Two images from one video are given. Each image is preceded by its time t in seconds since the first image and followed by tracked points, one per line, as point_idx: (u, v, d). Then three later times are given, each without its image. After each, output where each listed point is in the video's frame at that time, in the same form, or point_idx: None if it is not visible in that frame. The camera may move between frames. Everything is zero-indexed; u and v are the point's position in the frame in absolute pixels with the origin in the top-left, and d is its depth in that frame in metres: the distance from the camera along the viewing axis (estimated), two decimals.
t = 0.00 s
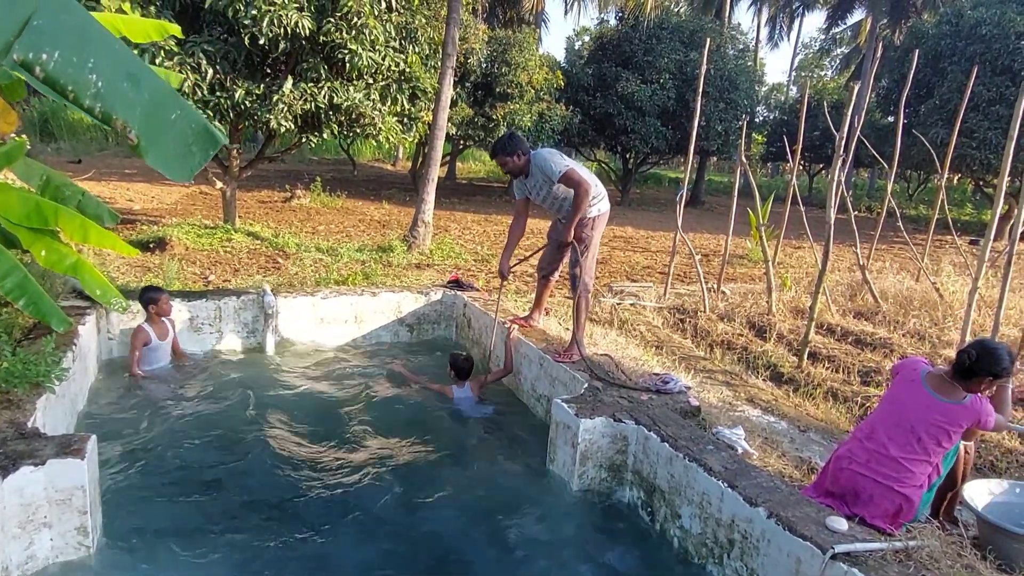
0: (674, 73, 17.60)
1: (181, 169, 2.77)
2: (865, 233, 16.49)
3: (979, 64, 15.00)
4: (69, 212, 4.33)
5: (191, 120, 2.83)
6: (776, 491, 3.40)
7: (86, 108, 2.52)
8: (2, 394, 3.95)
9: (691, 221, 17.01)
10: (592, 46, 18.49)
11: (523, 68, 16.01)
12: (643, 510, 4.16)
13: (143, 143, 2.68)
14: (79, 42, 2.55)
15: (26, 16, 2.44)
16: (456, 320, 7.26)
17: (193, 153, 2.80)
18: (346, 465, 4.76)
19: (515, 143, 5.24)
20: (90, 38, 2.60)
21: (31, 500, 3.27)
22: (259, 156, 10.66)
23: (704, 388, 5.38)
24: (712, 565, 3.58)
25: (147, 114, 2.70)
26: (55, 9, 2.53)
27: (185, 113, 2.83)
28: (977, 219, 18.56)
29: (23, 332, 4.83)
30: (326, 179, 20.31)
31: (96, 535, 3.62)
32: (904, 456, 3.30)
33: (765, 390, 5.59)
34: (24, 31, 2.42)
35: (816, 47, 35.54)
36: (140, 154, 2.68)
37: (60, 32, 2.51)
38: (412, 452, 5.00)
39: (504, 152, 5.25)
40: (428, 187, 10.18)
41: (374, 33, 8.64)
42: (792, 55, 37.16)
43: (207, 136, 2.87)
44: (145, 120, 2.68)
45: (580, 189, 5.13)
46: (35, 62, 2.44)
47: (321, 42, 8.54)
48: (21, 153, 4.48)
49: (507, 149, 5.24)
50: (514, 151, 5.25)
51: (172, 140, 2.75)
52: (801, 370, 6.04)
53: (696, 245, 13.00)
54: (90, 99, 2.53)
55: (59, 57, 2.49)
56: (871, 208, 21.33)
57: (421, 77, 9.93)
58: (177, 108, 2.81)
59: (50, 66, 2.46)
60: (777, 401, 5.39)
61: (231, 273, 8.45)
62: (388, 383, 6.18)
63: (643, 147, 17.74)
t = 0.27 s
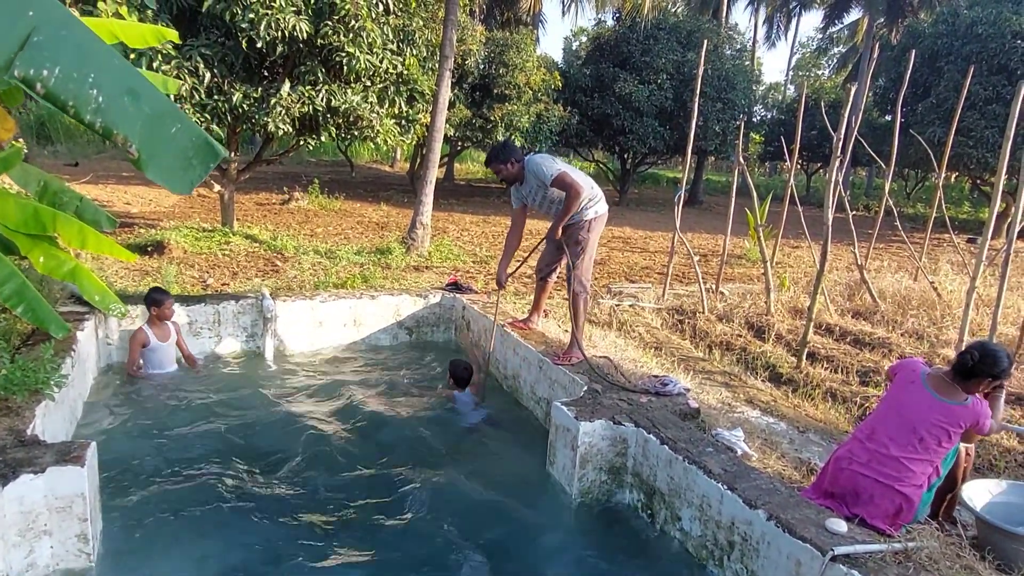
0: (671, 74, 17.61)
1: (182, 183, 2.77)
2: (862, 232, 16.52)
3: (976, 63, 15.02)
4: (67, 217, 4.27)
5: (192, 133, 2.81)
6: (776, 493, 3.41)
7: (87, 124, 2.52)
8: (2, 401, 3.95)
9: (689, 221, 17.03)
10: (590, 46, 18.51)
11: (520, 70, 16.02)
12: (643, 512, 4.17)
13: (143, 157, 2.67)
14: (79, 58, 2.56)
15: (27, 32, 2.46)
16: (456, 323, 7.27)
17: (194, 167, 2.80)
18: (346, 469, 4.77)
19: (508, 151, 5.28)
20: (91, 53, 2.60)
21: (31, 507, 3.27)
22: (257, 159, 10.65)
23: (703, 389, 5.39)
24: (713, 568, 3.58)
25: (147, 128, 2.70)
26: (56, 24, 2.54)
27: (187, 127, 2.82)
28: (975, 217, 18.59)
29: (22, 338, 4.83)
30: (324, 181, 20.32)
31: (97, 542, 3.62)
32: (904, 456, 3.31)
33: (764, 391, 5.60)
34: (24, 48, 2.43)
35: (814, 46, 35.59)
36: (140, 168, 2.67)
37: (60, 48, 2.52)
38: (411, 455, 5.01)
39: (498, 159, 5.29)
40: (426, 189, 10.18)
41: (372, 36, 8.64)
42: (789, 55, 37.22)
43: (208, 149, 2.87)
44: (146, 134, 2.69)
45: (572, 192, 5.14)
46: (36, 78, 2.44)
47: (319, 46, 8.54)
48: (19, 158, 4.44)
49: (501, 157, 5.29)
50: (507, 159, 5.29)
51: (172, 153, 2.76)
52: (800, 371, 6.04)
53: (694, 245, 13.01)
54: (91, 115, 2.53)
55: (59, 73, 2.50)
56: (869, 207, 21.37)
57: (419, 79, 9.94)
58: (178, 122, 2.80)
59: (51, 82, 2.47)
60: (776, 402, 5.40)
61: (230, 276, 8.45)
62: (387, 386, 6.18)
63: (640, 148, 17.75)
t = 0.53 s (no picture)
0: (669, 73, 17.62)
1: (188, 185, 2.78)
2: (861, 230, 16.54)
3: (973, 62, 15.05)
4: (67, 219, 4.27)
5: (197, 135, 2.83)
6: (777, 492, 3.43)
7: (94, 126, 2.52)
8: (3, 403, 3.95)
9: (688, 220, 17.04)
10: (587, 46, 18.52)
11: (518, 70, 16.02)
12: (644, 512, 4.18)
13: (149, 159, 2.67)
14: (84, 61, 2.55)
15: (33, 35, 2.45)
16: (455, 323, 7.28)
17: (199, 168, 2.81)
18: (348, 470, 4.77)
19: (506, 152, 5.29)
20: (97, 56, 2.61)
21: (34, 509, 3.26)
22: (255, 160, 10.65)
23: (703, 389, 5.40)
24: (714, 567, 3.60)
25: (153, 130, 2.70)
26: (61, 28, 2.54)
27: (192, 129, 2.83)
28: (973, 215, 18.62)
29: (22, 340, 4.83)
30: (323, 182, 20.32)
31: (99, 543, 3.62)
32: (906, 454, 3.31)
33: (764, 390, 5.61)
34: (30, 51, 2.42)
35: (811, 45, 35.64)
36: (146, 170, 2.67)
37: (66, 51, 2.52)
38: (412, 455, 5.01)
39: (495, 161, 5.30)
40: (425, 190, 10.18)
41: (370, 36, 8.64)
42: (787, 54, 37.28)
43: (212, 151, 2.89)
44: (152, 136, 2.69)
45: (565, 195, 5.15)
46: (42, 81, 2.43)
47: (317, 46, 8.53)
48: (19, 160, 4.44)
49: (499, 158, 5.30)
50: (505, 160, 5.30)
51: (177, 155, 2.77)
52: (800, 370, 6.06)
53: (693, 244, 13.03)
54: (97, 117, 2.54)
55: (65, 76, 2.49)
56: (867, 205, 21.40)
57: (417, 80, 9.94)
58: (183, 124, 2.82)
59: (57, 85, 2.45)
60: (776, 401, 5.41)
61: (229, 277, 8.44)
62: (387, 387, 6.18)
63: (639, 147, 17.75)
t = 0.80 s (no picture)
0: (668, 72, 17.63)
1: (188, 185, 2.80)
2: (860, 229, 16.57)
3: (972, 60, 15.06)
4: (65, 220, 4.28)
5: (197, 135, 2.85)
6: (776, 491, 3.44)
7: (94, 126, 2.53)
8: (3, 404, 3.95)
9: (688, 219, 17.05)
10: (586, 46, 18.53)
11: (517, 69, 16.01)
12: (644, 510, 4.20)
13: (149, 160, 2.68)
14: (85, 61, 2.56)
15: (33, 36, 2.44)
16: (455, 323, 7.28)
17: (199, 168, 2.83)
18: (350, 468, 4.78)
19: (503, 150, 5.33)
20: (97, 56, 2.61)
21: (34, 509, 3.27)
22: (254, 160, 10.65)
23: (702, 388, 5.41)
24: (714, 565, 3.61)
25: (153, 130, 2.71)
26: (61, 28, 2.53)
27: (191, 129, 2.85)
28: (972, 214, 18.63)
29: (22, 340, 4.83)
30: (322, 181, 20.32)
31: (99, 544, 3.63)
32: (904, 453, 3.32)
33: (763, 389, 5.62)
34: (30, 52, 2.42)
35: (810, 44, 35.66)
36: (147, 170, 2.68)
37: (67, 51, 2.52)
38: (412, 454, 5.03)
39: (495, 158, 5.33)
40: (424, 190, 10.19)
41: (368, 36, 8.64)
42: (786, 53, 37.30)
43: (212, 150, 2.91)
44: (152, 136, 2.70)
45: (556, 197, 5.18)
46: (43, 82, 2.43)
47: (315, 46, 8.53)
48: (17, 160, 4.45)
49: (499, 156, 5.32)
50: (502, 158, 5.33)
51: (177, 155, 2.79)
52: (798, 368, 6.07)
53: (692, 243, 13.04)
54: (98, 117, 2.54)
55: (66, 76, 2.49)
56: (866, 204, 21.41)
57: (416, 79, 9.95)
58: (183, 125, 2.83)
59: (58, 86, 2.45)
60: (775, 400, 5.42)
61: (228, 277, 8.44)
62: (387, 387, 6.19)
63: (638, 147, 17.75)
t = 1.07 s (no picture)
0: (666, 71, 17.63)
1: (189, 185, 2.81)
2: (859, 227, 16.59)
3: (970, 58, 15.07)
4: (65, 221, 4.29)
5: (198, 135, 2.86)
6: (776, 489, 3.45)
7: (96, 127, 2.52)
8: (3, 405, 3.95)
9: (686, 218, 17.08)
10: (584, 45, 18.53)
11: (516, 68, 16.01)
12: (644, 509, 4.21)
13: (151, 160, 2.69)
14: (87, 61, 2.56)
15: (35, 37, 2.44)
16: (455, 322, 7.29)
17: (201, 168, 2.84)
18: (351, 467, 4.79)
19: (499, 143, 5.48)
20: (99, 57, 2.61)
21: (35, 510, 3.27)
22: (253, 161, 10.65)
23: (702, 386, 5.42)
24: (714, 563, 3.62)
25: (154, 131, 2.71)
26: (62, 29, 2.53)
27: (193, 129, 2.86)
28: (970, 212, 18.65)
29: (21, 341, 4.83)
30: (321, 181, 20.31)
31: (100, 545, 3.63)
32: (902, 451, 3.33)
33: (762, 387, 5.62)
34: (32, 53, 2.42)
35: (808, 43, 35.69)
36: (148, 171, 2.69)
37: (69, 52, 2.52)
38: (413, 453, 5.04)
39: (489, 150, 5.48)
40: (423, 190, 10.19)
41: (367, 36, 8.63)
42: (784, 52, 37.34)
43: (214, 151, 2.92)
44: (153, 137, 2.70)
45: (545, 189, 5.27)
46: (45, 82, 2.43)
47: (314, 46, 8.53)
48: (16, 161, 4.45)
49: (493, 148, 5.47)
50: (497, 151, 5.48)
51: (179, 155, 2.79)
52: (798, 367, 6.08)
53: (691, 242, 13.05)
54: (100, 118, 2.54)
55: (68, 77, 2.49)
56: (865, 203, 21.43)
57: (415, 79, 9.95)
58: (185, 125, 2.84)
59: (60, 87, 2.45)
60: (775, 398, 5.43)
61: (228, 278, 8.44)
62: (387, 386, 6.20)
63: (636, 146, 17.75)
